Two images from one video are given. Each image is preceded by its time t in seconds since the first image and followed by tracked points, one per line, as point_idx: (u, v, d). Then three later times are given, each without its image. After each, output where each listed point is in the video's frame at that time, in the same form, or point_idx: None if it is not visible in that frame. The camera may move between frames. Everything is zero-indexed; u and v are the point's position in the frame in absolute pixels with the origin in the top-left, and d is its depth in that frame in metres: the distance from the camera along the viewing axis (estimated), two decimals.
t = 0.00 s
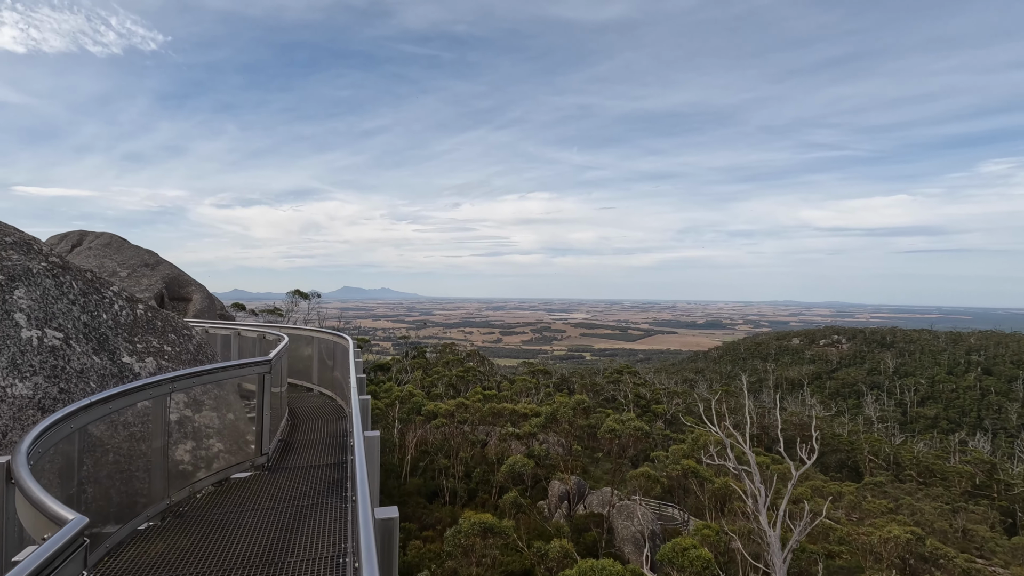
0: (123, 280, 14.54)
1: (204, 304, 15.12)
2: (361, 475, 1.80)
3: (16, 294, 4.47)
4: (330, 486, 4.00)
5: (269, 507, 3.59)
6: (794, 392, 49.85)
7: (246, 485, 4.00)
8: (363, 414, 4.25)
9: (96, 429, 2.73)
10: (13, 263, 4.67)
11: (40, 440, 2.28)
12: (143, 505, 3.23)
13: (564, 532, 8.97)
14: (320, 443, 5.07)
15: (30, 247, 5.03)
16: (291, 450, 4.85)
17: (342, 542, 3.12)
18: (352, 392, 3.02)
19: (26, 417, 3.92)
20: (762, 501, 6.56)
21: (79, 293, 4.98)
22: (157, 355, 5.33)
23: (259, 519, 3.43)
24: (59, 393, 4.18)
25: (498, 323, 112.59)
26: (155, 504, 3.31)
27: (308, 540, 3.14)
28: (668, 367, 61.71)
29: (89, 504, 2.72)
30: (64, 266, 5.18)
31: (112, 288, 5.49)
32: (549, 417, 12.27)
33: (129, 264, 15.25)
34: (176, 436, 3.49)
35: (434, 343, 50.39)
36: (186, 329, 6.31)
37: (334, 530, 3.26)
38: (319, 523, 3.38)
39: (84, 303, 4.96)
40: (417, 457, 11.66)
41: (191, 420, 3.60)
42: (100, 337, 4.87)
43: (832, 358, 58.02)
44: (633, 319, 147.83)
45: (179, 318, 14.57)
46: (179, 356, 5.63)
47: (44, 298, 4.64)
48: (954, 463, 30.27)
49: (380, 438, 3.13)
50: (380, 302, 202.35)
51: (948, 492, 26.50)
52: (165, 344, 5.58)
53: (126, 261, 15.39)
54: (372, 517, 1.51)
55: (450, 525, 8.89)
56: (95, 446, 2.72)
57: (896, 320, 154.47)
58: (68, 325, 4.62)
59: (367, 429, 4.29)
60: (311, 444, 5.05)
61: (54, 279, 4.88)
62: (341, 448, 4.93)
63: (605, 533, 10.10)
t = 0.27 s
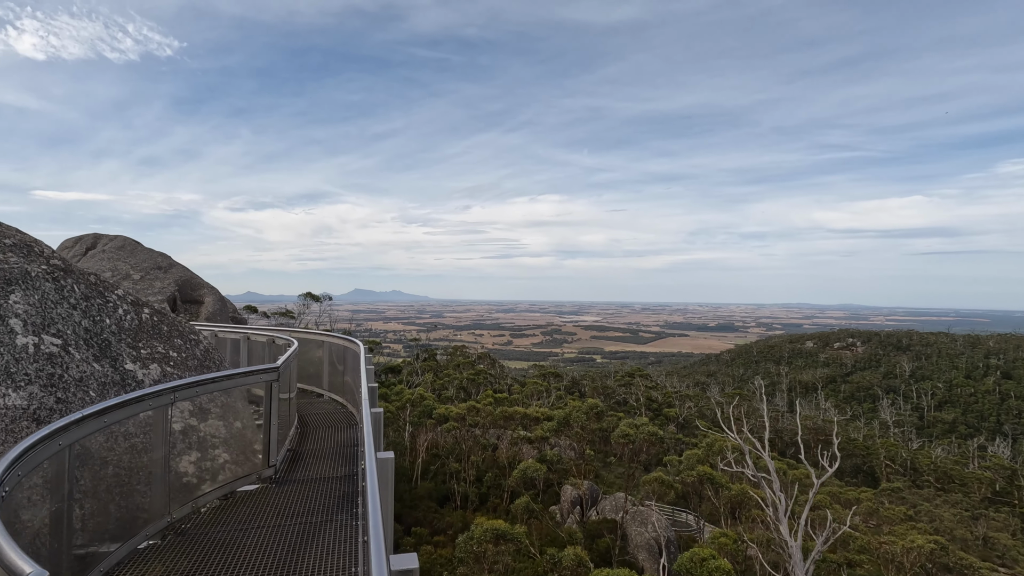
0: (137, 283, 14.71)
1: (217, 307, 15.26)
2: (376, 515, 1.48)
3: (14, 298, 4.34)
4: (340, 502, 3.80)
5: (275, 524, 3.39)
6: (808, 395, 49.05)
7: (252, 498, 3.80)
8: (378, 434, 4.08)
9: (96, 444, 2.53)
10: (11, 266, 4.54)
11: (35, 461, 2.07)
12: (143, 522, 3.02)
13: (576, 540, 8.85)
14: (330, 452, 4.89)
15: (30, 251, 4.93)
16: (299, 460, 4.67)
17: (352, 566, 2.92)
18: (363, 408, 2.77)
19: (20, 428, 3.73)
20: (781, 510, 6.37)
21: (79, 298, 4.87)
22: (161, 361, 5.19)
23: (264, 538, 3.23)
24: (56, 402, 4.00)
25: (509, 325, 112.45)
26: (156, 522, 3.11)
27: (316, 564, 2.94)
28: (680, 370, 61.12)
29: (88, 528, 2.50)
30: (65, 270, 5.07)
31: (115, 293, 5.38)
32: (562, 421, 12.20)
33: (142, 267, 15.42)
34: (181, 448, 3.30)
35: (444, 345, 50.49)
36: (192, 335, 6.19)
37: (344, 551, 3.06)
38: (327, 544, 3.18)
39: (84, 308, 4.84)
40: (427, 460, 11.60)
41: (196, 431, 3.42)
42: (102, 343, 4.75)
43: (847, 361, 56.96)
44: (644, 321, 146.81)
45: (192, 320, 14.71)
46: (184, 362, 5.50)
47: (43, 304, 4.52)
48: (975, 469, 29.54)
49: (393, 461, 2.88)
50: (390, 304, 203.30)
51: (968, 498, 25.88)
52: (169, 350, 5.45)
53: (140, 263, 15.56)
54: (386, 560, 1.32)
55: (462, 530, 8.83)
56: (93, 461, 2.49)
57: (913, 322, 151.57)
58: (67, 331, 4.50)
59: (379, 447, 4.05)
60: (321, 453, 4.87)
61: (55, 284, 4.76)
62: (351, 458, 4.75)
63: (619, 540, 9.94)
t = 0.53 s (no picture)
0: (148, 284, 14.86)
1: (226, 308, 15.33)
2: (384, 547, 1.31)
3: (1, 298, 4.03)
4: (348, 516, 3.53)
5: (277, 543, 3.12)
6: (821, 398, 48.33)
7: (254, 512, 3.53)
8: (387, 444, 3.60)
9: (83, 457, 2.25)
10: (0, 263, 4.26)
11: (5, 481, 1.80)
12: (134, 541, 2.75)
13: (589, 546, 8.71)
14: (336, 460, 4.63)
15: (25, 251, 4.68)
16: (304, 470, 4.40)
17: None
18: (372, 425, 2.43)
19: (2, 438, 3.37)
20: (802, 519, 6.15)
21: (74, 300, 4.57)
22: (161, 365, 4.86)
23: (265, 559, 2.96)
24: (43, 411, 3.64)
25: (518, 327, 112.28)
26: (148, 541, 2.83)
27: None
28: (690, 372, 60.58)
29: (72, 548, 2.26)
30: (59, 269, 4.80)
31: (114, 294, 5.08)
32: (572, 424, 12.12)
33: (152, 268, 15.52)
34: (179, 460, 3.00)
35: (453, 346, 50.52)
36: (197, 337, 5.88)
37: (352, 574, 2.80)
38: (333, 565, 2.91)
39: (79, 310, 4.55)
40: (437, 463, 11.52)
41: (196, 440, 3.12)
42: (97, 347, 4.42)
43: (860, 363, 55.92)
44: (653, 322, 145.97)
45: (201, 321, 14.81)
46: (186, 366, 5.16)
47: (33, 305, 4.21)
48: (993, 474, 28.87)
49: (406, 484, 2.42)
50: (399, 305, 204.11)
51: (986, 504, 25.31)
52: (171, 353, 5.12)
53: (150, 264, 15.67)
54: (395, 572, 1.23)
55: (471, 534, 8.74)
56: (78, 476, 2.22)
57: (928, 323, 149.11)
58: (60, 333, 4.19)
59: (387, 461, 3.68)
60: (327, 461, 4.61)
61: (47, 284, 4.47)
62: (359, 468, 4.47)
63: (632, 545, 9.80)
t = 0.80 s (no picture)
0: (158, 286, 14.97)
1: (235, 310, 15.43)
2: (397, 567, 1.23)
3: None
4: (355, 536, 3.41)
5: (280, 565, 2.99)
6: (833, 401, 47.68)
7: (257, 531, 3.40)
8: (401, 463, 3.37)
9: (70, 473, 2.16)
10: None
11: None
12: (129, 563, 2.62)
13: (603, 553, 8.61)
14: (344, 473, 4.50)
15: (17, 253, 4.53)
16: (311, 483, 4.28)
17: None
18: (383, 440, 2.19)
19: None
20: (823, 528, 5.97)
21: (69, 305, 4.44)
22: (161, 372, 4.75)
23: None
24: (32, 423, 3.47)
25: (526, 328, 112.16)
26: (143, 563, 2.69)
27: None
28: (699, 375, 60.08)
29: (60, 571, 2.15)
30: (55, 271, 4.67)
31: (112, 299, 4.97)
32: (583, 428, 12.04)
33: (162, 270, 15.64)
34: (176, 475, 2.87)
35: (461, 348, 50.56)
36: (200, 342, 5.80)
37: None
38: None
39: (75, 314, 4.42)
40: (446, 466, 11.46)
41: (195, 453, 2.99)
42: (94, 353, 4.29)
43: (872, 366, 55.03)
44: (662, 325, 145.18)
45: (211, 323, 14.91)
46: (187, 374, 5.05)
47: (25, 310, 4.08)
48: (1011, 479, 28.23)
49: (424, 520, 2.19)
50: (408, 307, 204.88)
51: (1004, 509, 24.75)
52: (173, 359, 5.03)
53: (160, 267, 15.81)
54: None
55: (481, 539, 8.67)
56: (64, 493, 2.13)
57: (942, 325, 146.88)
58: (56, 340, 4.07)
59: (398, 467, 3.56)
60: (335, 473, 4.50)
61: (40, 287, 4.34)
62: (368, 482, 4.34)
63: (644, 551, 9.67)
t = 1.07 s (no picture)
0: (167, 288, 15.05)
1: (244, 312, 15.51)
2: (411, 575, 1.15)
3: None
4: (366, 553, 3.29)
5: None
6: (845, 403, 46.96)
7: (260, 549, 3.28)
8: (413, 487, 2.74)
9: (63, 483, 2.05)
10: None
11: None
12: None
13: (612, 558, 8.54)
14: (351, 484, 4.39)
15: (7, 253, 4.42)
16: (316, 494, 4.18)
17: None
18: (394, 459, 1.98)
19: None
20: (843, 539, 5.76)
21: (60, 308, 4.34)
22: (160, 377, 4.66)
23: None
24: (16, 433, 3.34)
25: (533, 330, 112.00)
26: None
27: None
28: (709, 377, 59.63)
29: None
30: (47, 271, 4.57)
31: (110, 301, 4.90)
32: (593, 431, 11.93)
33: (171, 272, 15.75)
34: (174, 489, 2.74)
35: (470, 350, 50.65)
36: (205, 344, 5.74)
37: None
38: None
39: (68, 317, 4.33)
40: (455, 469, 11.39)
41: (193, 464, 2.86)
42: (87, 358, 4.20)
43: (885, 368, 54.16)
44: (672, 327, 144.42)
45: (220, 325, 14.98)
46: (188, 378, 4.98)
47: (14, 313, 3.97)
48: None
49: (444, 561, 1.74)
50: (416, 310, 205.74)
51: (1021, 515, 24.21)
52: (173, 364, 4.94)
53: (170, 268, 15.92)
54: None
55: (490, 544, 8.59)
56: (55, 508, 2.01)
57: (955, 327, 144.85)
58: (46, 344, 3.97)
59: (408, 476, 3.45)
60: (342, 483, 4.40)
61: (31, 288, 4.23)
62: (376, 495, 4.21)
63: (655, 557, 9.55)
